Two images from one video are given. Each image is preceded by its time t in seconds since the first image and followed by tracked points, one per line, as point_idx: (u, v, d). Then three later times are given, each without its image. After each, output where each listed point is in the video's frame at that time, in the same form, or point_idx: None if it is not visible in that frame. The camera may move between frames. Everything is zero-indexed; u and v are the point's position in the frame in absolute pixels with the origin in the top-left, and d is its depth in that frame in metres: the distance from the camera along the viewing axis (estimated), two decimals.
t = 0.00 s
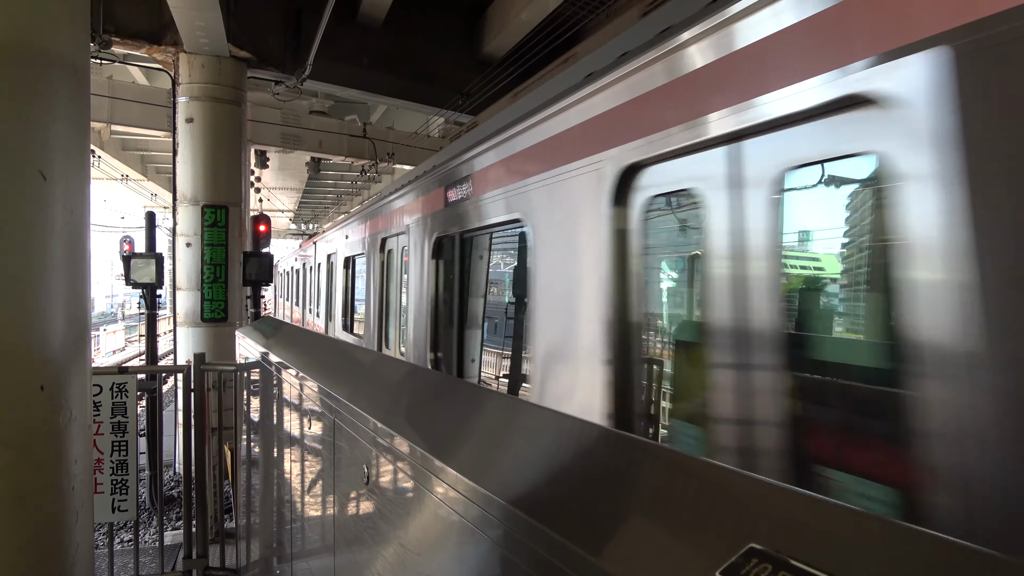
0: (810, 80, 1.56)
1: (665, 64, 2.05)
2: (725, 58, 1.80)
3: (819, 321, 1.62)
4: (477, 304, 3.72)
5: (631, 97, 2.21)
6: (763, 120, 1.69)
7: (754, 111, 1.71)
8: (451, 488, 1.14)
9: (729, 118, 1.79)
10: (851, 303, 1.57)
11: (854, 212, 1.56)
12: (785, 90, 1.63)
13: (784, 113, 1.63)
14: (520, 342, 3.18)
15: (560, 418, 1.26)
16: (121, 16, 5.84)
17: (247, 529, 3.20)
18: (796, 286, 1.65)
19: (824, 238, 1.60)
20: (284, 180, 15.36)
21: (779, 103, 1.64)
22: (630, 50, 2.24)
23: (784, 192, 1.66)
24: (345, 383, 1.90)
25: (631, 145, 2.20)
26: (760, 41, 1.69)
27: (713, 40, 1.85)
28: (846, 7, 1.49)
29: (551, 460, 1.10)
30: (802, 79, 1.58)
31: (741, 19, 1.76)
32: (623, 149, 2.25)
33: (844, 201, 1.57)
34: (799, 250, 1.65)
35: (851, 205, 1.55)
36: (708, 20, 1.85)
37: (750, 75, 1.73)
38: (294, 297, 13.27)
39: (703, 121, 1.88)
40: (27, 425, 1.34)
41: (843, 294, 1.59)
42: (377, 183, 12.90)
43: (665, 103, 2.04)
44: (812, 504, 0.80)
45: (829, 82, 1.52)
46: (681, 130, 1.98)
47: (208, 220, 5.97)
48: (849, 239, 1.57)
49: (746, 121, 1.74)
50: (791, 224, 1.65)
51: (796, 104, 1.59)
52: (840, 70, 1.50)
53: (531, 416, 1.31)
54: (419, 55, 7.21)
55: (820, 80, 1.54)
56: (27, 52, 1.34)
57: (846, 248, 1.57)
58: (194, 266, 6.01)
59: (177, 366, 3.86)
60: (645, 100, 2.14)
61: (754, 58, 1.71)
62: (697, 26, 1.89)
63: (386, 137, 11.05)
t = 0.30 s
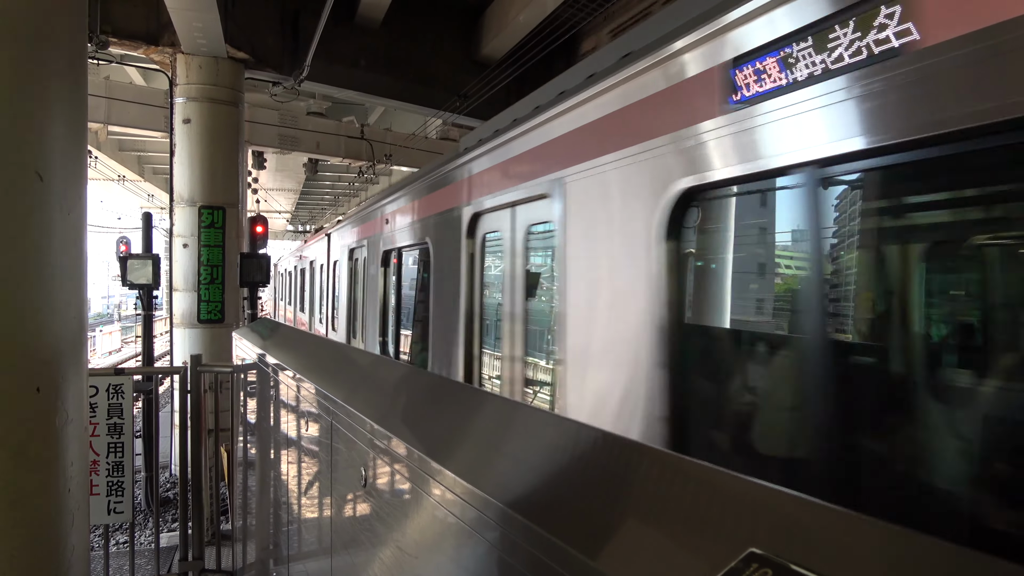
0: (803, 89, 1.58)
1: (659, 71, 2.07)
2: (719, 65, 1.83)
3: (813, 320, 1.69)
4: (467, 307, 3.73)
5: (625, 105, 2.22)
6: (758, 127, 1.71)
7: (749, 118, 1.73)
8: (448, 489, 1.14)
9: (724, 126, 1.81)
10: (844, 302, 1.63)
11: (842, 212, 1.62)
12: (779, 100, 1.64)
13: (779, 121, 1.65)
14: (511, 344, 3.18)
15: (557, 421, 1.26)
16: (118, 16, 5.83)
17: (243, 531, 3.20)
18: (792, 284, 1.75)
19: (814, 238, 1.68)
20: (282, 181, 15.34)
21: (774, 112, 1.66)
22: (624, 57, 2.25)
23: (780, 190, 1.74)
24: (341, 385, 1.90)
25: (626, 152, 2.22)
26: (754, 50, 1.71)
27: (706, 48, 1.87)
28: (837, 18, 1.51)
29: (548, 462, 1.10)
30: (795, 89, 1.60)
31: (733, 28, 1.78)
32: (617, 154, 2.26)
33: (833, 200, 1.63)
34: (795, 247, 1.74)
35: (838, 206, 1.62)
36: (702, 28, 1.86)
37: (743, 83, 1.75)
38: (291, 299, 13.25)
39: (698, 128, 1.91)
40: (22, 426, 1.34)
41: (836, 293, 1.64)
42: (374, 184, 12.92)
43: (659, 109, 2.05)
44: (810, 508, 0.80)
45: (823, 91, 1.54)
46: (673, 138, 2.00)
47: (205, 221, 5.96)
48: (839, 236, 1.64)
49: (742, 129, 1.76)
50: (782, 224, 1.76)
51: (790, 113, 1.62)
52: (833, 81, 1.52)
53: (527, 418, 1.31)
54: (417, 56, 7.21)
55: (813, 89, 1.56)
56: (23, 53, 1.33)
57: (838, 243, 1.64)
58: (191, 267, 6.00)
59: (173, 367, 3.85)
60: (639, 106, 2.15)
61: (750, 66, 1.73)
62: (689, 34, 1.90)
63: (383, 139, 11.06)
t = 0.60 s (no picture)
0: (796, 86, 1.57)
1: (654, 71, 2.06)
2: (714, 65, 1.81)
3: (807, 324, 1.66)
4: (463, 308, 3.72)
5: (621, 104, 2.20)
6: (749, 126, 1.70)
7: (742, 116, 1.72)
8: (447, 491, 1.14)
9: (717, 124, 1.80)
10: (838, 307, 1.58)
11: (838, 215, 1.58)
12: (771, 98, 1.64)
13: (769, 120, 1.64)
14: (507, 344, 3.18)
15: (555, 421, 1.26)
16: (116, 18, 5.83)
17: (241, 533, 3.19)
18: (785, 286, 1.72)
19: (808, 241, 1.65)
20: (280, 182, 15.33)
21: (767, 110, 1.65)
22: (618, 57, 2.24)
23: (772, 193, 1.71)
24: (340, 387, 1.90)
25: (619, 152, 2.22)
26: (747, 49, 1.70)
27: (702, 48, 1.86)
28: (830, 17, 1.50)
29: (546, 463, 1.10)
30: (789, 86, 1.58)
31: (727, 28, 1.77)
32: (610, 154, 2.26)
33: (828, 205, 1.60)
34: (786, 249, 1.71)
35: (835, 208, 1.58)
36: (695, 29, 1.85)
37: (736, 81, 1.74)
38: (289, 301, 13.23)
39: (692, 126, 1.89)
40: (18, 428, 1.33)
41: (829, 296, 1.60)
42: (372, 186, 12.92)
43: (654, 109, 2.04)
44: (809, 508, 0.80)
45: (817, 89, 1.53)
46: (668, 136, 1.99)
47: (204, 222, 5.95)
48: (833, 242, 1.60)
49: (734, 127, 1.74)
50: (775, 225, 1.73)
51: (782, 111, 1.60)
52: (827, 78, 1.51)
53: (525, 420, 1.31)
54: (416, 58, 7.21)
55: (807, 87, 1.55)
56: (22, 55, 1.33)
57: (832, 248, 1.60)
58: (189, 269, 5.99)
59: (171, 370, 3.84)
60: (632, 107, 2.14)
61: (744, 66, 1.72)
62: (683, 34, 1.89)
63: (381, 141, 11.05)
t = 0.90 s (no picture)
0: (786, 83, 1.58)
1: (647, 70, 2.07)
2: (706, 62, 1.83)
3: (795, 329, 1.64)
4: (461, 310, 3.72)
5: (613, 102, 2.22)
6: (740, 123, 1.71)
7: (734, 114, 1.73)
8: (446, 493, 1.14)
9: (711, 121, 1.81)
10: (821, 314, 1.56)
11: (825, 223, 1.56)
12: (762, 95, 1.65)
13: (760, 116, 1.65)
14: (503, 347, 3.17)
15: (554, 422, 1.25)
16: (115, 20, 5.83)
17: (240, 535, 3.18)
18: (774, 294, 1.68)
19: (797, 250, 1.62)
20: (279, 184, 15.32)
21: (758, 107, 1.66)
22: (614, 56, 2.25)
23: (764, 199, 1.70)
24: (339, 388, 1.90)
25: (613, 148, 2.24)
26: (738, 47, 1.72)
27: (695, 45, 1.88)
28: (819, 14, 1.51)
29: (545, 464, 1.09)
30: (781, 83, 1.59)
31: (720, 25, 1.78)
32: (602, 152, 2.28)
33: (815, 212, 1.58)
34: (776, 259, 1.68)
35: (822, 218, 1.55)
36: (690, 26, 1.87)
37: (728, 80, 1.76)
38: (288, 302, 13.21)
39: (686, 123, 1.90)
40: (16, 430, 1.33)
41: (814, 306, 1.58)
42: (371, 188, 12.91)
43: (651, 108, 2.05)
44: (808, 507, 0.80)
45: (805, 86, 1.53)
46: (661, 134, 2.00)
47: (202, 224, 5.95)
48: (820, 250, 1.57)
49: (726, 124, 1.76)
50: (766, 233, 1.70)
51: (773, 107, 1.62)
52: (816, 75, 1.51)
53: (524, 421, 1.31)
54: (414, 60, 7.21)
55: (796, 84, 1.56)
56: (20, 56, 1.33)
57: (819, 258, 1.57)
58: (188, 271, 5.99)
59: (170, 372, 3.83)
60: (627, 106, 2.15)
61: (736, 64, 1.73)
62: (677, 32, 1.92)
63: (380, 142, 11.05)
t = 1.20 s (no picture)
0: (783, 80, 1.57)
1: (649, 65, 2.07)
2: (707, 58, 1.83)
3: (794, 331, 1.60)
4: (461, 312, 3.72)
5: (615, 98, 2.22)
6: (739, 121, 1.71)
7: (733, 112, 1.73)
8: (445, 494, 1.13)
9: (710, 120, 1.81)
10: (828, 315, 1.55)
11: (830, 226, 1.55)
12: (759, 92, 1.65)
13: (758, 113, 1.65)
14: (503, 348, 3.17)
15: (554, 424, 1.25)
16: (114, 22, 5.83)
17: (240, 537, 3.17)
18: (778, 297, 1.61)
19: (803, 250, 1.58)
20: (279, 185, 15.32)
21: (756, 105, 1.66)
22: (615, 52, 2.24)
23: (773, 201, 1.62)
24: (338, 389, 1.89)
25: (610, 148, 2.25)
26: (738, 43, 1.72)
27: (696, 40, 1.87)
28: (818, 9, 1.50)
29: (545, 466, 1.09)
30: (778, 79, 1.59)
31: (721, 20, 1.78)
32: (596, 151, 2.29)
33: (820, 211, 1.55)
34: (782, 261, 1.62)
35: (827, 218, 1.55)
36: (691, 20, 1.86)
37: (728, 76, 1.75)
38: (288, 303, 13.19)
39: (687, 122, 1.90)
40: (15, 432, 1.33)
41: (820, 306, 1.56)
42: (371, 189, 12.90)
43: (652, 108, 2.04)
44: (806, 508, 0.80)
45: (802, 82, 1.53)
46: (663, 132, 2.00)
47: (202, 225, 5.95)
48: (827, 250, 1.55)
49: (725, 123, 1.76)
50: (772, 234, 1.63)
51: (770, 105, 1.62)
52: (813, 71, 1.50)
53: (523, 422, 1.30)
54: (413, 61, 7.21)
55: (792, 80, 1.55)
56: (17, 56, 1.33)
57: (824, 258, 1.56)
58: (187, 273, 5.98)
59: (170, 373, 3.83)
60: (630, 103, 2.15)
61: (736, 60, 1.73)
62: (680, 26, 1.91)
63: (379, 143, 11.04)
